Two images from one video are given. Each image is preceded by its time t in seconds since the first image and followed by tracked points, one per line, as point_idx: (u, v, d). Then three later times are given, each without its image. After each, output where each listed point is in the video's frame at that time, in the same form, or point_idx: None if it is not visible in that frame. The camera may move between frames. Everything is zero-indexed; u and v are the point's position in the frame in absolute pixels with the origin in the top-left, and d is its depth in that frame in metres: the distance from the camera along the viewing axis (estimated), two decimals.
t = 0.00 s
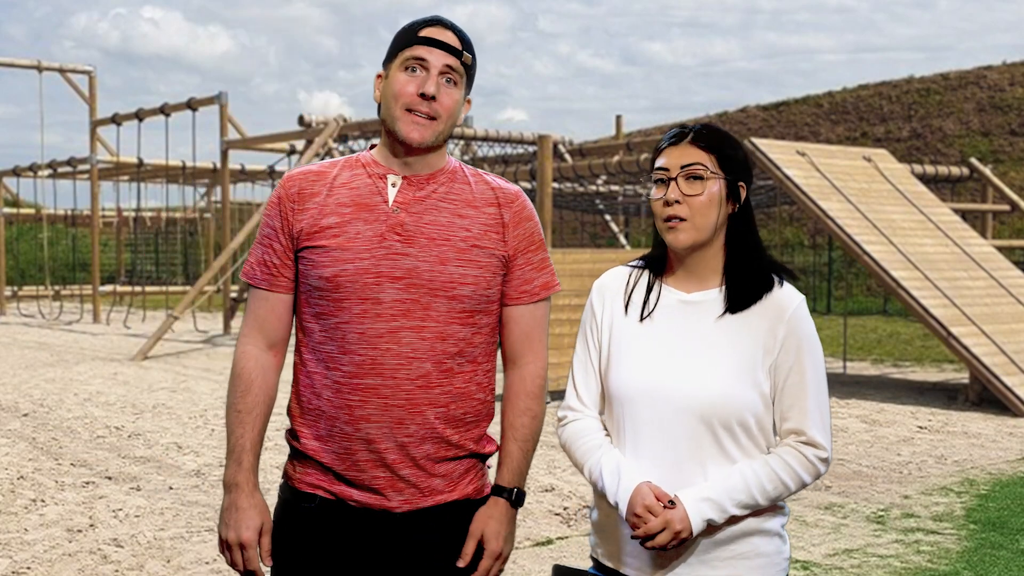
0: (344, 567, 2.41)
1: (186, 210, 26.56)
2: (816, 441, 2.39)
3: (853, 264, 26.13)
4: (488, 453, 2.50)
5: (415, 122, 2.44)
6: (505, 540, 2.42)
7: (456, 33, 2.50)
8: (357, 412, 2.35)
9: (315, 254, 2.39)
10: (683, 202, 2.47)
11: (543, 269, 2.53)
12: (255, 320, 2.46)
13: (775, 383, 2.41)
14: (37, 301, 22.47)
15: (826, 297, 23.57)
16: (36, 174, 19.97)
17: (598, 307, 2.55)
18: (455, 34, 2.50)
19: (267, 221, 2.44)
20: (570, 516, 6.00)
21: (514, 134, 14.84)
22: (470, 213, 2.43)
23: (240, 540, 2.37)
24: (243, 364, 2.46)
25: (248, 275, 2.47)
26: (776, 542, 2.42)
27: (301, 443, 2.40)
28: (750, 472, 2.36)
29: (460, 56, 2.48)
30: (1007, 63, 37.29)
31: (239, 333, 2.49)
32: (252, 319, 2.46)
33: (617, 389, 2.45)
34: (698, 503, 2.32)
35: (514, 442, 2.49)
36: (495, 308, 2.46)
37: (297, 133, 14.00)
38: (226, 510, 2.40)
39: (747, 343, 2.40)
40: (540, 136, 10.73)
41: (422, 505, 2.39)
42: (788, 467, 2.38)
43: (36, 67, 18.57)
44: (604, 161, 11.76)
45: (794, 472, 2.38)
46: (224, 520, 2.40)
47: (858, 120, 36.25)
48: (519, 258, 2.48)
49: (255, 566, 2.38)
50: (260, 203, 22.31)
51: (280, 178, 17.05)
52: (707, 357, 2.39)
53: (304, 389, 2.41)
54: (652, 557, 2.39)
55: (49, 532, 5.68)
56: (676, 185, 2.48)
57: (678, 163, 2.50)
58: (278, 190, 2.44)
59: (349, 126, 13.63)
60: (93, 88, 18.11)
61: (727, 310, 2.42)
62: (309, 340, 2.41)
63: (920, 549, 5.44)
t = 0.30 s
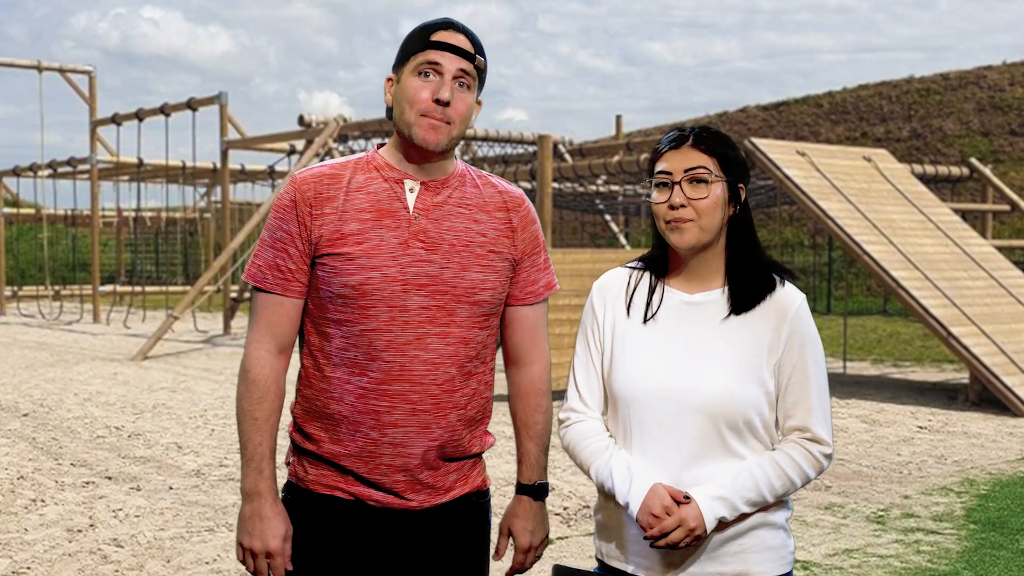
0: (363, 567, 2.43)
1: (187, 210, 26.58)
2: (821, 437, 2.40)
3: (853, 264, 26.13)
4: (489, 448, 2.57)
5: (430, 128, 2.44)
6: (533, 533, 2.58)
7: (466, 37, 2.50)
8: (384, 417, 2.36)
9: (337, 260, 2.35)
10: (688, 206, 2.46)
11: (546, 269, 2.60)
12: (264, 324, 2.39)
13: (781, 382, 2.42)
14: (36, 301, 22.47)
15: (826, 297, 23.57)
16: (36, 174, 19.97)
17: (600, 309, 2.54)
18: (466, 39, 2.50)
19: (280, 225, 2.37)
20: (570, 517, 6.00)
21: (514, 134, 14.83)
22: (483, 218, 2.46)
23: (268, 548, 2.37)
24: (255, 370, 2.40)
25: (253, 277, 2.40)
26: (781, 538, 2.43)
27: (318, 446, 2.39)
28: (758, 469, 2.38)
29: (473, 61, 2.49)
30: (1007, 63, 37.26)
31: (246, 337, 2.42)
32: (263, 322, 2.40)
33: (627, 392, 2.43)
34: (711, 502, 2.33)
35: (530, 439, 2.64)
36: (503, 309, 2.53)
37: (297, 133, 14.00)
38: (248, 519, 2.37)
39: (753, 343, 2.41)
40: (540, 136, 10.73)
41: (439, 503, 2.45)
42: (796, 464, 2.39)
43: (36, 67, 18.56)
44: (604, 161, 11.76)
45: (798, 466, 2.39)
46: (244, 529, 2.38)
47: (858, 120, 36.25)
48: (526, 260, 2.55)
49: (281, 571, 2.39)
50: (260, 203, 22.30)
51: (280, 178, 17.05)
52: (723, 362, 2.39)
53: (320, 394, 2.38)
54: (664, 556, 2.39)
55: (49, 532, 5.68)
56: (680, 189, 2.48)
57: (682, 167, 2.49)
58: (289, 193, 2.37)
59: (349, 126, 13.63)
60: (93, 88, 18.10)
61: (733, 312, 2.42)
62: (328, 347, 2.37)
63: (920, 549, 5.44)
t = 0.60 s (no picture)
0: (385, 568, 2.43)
1: (187, 210, 26.59)
2: (821, 431, 2.40)
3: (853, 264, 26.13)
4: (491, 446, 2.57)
5: (422, 127, 2.43)
6: (524, 526, 2.61)
7: (453, 35, 2.50)
8: (389, 415, 2.36)
9: (338, 262, 2.34)
10: (688, 207, 2.46)
11: (538, 264, 2.62)
12: (269, 327, 2.37)
13: (782, 377, 2.42)
14: (37, 300, 22.47)
15: (826, 297, 23.58)
16: (36, 174, 19.97)
17: (602, 309, 2.55)
18: (453, 36, 2.49)
19: (279, 230, 2.35)
20: (570, 517, 6.00)
21: (514, 134, 14.84)
22: (479, 213, 2.47)
23: (308, 546, 2.34)
24: (266, 375, 2.37)
25: (254, 284, 2.38)
26: (784, 534, 2.43)
27: (322, 446, 2.40)
28: (760, 465, 2.37)
29: (461, 58, 2.49)
30: (1007, 63, 37.25)
31: (251, 341, 2.40)
32: (268, 326, 2.37)
33: (629, 393, 2.43)
34: (714, 498, 2.33)
35: (520, 431, 2.65)
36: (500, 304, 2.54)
37: (297, 133, 14.01)
38: (283, 521, 2.34)
39: (752, 339, 2.41)
40: (539, 136, 10.73)
41: (444, 500, 2.45)
42: (797, 460, 2.39)
43: (36, 67, 18.56)
44: (603, 161, 11.76)
45: (800, 462, 2.39)
46: (281, 532, 2.35)
47: (858, 120, 36.25)
48: (521, 254, 2.57)
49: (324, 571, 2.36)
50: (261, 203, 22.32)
51: (280, 178, 17.05)
52: (722, 358, 2.40)
53: (324, 394, 2.38)
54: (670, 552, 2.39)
55: (50, 532, 5.69)
56: (679, 190, 2.48)
57: (681, 169, 2.49)
58: (286, 198, 2.36)
59: (349, 126, 13.63)
60: (93, 88, 18.11)
61: (732, 308, 2.43)
62: (331, 348, 2.37)
63: (920, 549, 5.44)
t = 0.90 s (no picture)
0: (367, 568, 2.43)
1: (187, 210, 26.59)
2: (825, 431, 2.40)
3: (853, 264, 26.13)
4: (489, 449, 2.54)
5: (417, 126, 2.43)
6: (526, 524, 2.54)
7: (449, 33, 2.50)
8: (373, 415, 2.36)
9: (324, 262, 2.36)
10: (691, 208, 2.46)
11: (538, 266, 2.59)
12: (259, 327, 2.40)
13: (784, 376, 2.42)
14: (37, 301, 22.48)
15: (826, 297, 23.58)
16: (36, 174, 19.97)
17: (604, 309, 2.54)
18: (449, 35, 2.49)
19: (268, 230, 2.39)
20: (570, 517, 6.00)
21: (514, 134, 14.84)
22: (471, 214, 2.45)
23: (276, 549, 2.37)
24: (254, 376, 2.41)
25: (246, 285, 2.41)
26: (788, 535, 2.43)
27: (312, 445, 2.40)
28: (763, 465, 2.38)
29: (457, 57, 2.49)
30: (1007, 63, 37.23)
31: (244, 342, 2.43)
32: (257, 326, 2.41)
33: (630, 393, 2.44)
34: (718, 497, 2.33)
35: (524, 429, 2.62)
36: (496, 306, 2.51)
37: (297, 133, 14.01)
38: (257, 521, 2.38)
39: (753, 339, 2.41)
40: (539, 136, 10.73)
41: (433, 503, 2.42)
42: (801, 459, 2.38)
43: (36, 67, 18.57)
44: (604, 161, 11.76)
45: (803, 461, 2.39)
46: (254, 532, 2.38)
47: (858, 120, 36.27)
48: (518, 256, 2.54)
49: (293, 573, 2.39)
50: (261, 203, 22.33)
51: (280, 178, 17.05)
52: (717, 358, 2.40)
53: (312, 394, 2.39)
54: (674, 549, 2.40)
55: (50, 532, 5.68)
56: (681, 192, 2.48)
57: (683, 170, 2.49)
58: (277, 199, 2.39)
59: (349, 126, 13.64)
60: (93, 87, 18.10)
61: (732, 308, 2.43)
62: (319, 349, 2.38)
63: (921, 549, 5.44)
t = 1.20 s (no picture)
0: (342, 567, 2.41)
1: (187, 210, 26.60)
2: (829, 435, 2.41)
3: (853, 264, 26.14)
4: (478, 454, 2.51)
5: (433, 132, 2.43)
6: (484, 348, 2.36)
7: (466, 39, 2.50)
8: (359, 413, 2.35)
9: (319, 257, 2.38)
10: (700, 206, 2.46)
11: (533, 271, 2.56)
12: (253, 321, 2.45)
13: (790, 380, 2.42)
14: (37, 301, 22.48)
15: (826, 297, 23.59)
16: (36, 174, 19.96)
17: (609, 306, 2.54)
18: (467, 43, 2.50)
19: (268, 221, 2.42)
20: (570, 517, 6.00)
21: (514, 134, 14.83)
22: (470, 218, 2.45)
23: (222, 538, 2.37)
24: (238, 365, 2.43)
25: (246, 275, 2.45)
26: (791, 536, 2.44)
27: (301, 442, 2.40)
28: (768, 467, 2.38)
29: (475, 68, 2.49)
30: (1007, 63, 37.22)
31: (236, 332, 2.47)
32: (250, 318, 2.45)
33: (631, 392, 2.44)
34: (722, 502, 2.33)
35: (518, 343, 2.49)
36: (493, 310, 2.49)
37: (297, 133, 14.01)
38: (211, 507, 2.39)
39: (758, 341, 2.41)
40: (539, 136, 10.73)
41: (420, 504, 2.40)
42: (805, 462, 2.39)
43: (36, 68, 18.56)
44: (604, 161, 11.77)
45: (807, 463, 2.40)
46: (207, 518, 2.40)
47: (858, 120, 36.27)
48: (514, 258, 2.52)
49: (236, 564, 2.37)
50: (261, 203, 22.33)
51: (280, 178, 17.05)
52: (720, 359, 2.40)
53: (303, 388, 2.40)
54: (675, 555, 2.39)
55: (50, 532, 5.68)
56: (692, 189, 2.48)
57: (694, 167, 2.49)
58: (279, 191, 2.42)
59: (349, 126, 13.63)
60: (93, 88, 18.10)
61: (740, 310, 2.43)
62: (313, 343, 2.40)
63: (920, 549, 5.44)
